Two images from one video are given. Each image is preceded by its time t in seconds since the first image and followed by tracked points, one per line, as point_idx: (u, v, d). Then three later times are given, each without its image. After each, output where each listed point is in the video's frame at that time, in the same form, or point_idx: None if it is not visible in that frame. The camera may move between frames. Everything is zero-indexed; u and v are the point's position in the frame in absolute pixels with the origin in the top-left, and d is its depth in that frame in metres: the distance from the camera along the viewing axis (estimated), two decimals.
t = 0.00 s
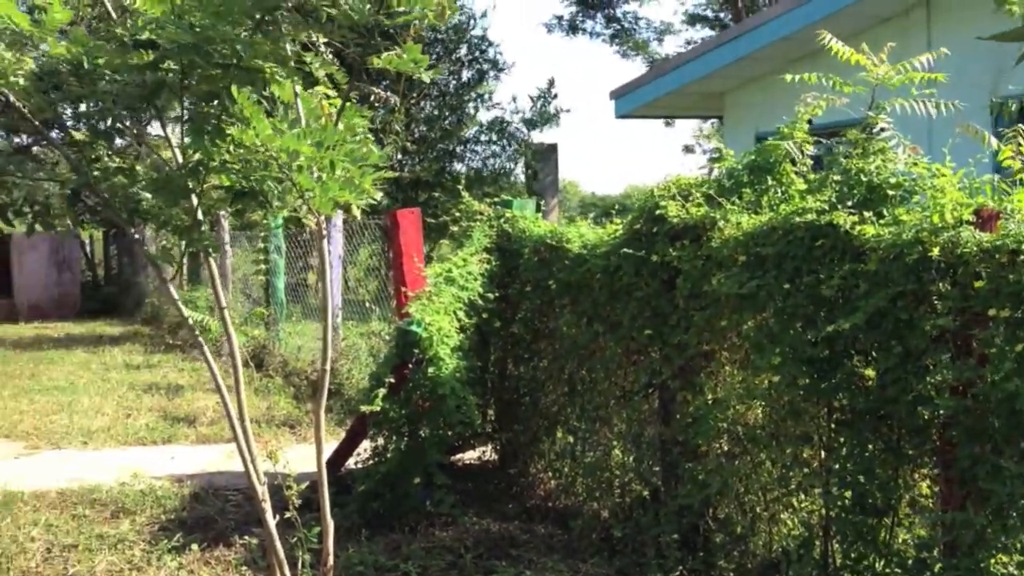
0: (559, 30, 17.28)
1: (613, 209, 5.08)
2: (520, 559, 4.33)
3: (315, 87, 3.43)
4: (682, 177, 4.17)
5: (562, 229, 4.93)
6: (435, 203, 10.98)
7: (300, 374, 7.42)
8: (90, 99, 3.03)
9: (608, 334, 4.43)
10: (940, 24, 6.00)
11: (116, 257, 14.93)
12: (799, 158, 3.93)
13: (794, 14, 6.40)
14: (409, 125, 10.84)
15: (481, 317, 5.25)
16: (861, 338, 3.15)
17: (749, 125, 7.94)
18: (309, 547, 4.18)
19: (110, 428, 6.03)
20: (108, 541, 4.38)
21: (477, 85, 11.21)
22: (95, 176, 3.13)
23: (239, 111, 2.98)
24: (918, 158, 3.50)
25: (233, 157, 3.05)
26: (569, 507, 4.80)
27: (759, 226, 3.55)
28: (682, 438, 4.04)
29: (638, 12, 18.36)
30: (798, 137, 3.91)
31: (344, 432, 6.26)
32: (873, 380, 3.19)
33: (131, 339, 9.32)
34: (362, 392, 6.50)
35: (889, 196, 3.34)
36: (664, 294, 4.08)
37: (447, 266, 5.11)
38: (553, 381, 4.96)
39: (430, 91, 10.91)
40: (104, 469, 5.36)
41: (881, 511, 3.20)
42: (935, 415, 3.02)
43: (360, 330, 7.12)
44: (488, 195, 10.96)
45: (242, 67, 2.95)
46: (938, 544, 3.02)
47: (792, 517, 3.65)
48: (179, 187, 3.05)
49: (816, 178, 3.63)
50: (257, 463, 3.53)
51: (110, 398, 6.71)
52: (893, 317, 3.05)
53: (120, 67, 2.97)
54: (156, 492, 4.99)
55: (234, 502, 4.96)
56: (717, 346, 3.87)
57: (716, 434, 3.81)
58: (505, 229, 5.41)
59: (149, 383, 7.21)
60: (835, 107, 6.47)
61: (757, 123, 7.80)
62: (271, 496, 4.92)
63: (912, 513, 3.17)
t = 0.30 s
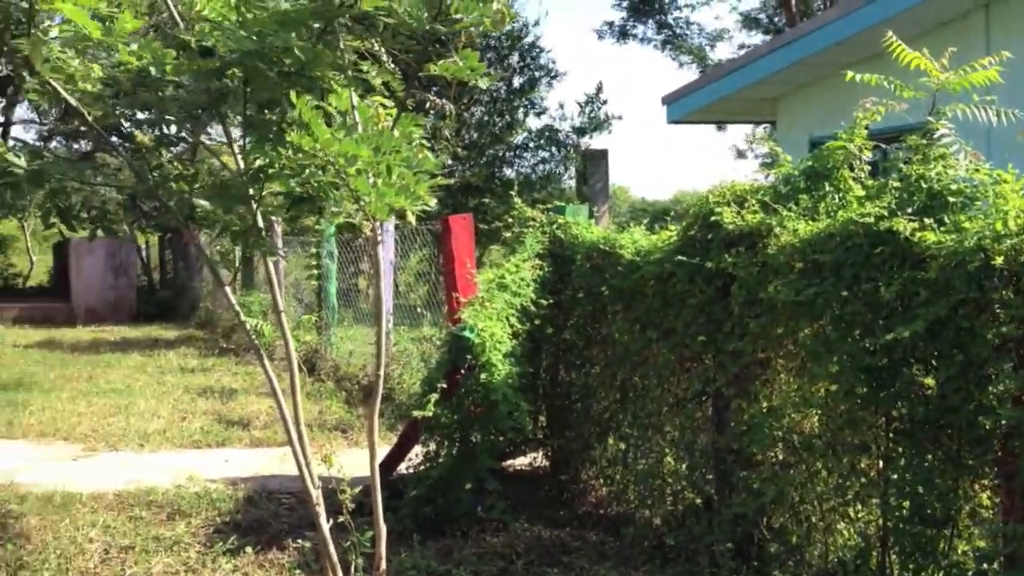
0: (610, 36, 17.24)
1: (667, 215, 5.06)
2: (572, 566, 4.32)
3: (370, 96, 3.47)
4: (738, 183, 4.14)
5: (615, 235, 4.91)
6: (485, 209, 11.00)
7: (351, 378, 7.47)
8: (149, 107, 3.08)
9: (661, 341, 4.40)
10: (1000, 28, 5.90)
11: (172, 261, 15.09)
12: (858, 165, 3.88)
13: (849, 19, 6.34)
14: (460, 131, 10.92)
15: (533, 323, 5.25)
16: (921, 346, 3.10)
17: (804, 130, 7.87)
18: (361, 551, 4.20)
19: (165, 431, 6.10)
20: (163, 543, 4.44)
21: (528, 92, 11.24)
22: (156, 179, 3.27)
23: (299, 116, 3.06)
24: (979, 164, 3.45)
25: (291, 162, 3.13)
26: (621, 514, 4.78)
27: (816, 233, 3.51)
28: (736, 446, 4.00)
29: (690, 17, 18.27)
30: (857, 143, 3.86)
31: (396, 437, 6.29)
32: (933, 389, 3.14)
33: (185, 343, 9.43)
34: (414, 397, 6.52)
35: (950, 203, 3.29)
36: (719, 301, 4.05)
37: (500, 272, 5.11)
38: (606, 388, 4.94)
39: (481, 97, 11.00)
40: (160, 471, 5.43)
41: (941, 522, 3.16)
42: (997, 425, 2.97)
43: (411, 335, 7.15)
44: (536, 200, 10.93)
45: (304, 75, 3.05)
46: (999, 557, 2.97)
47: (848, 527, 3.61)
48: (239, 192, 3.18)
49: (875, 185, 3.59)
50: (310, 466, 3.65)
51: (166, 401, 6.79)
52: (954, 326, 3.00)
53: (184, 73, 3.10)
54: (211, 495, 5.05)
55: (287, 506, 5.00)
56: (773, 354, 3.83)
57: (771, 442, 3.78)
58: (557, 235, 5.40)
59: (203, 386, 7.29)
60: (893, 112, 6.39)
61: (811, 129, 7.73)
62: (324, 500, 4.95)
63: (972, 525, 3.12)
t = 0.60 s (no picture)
0: (666, 42, 17.20)
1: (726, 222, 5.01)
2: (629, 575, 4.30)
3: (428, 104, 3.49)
4: (799, 191, 4.08)
5: (673, 243, 4.88)
6: (540, 216, 11.01)
7: (407, 384, 7.50)
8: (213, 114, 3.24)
9: (719, 350, 4.36)
10: None
11: (229, 268, 15.18)
12: (921, 172, 3.82)
13: (911, 23, 6.26)
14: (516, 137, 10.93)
15: (590, 331, 5.24)
16: (988, 356, 3.05)
17: (865, 136, 7.76)
18: (418, 557, 4.21)
19: (225, 434, 6.18)
20: (223, 546, 4.49)
21: (585, 100, 11.26)
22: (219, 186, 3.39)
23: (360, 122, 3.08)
24: None
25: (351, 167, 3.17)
26: (678, 524, 4.75)
27: (880, 242, 3.46)
28: (795, 457, 3.95)
29: (747, 23, 18.16)
30: (921, 150, 3.79)
31: (452, 443, 6.31)
32: (1000, 401, 3.08)
33: (244, 348, 9.53)
34: (469, 403, 6.54)
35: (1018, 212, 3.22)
36: (779, 309, 4.00)
37: (557, 279, 5.12)
38: (662, 397, 4.91)
39: (537, 103, 11.00)
40: (218, 474, 5.50)
41: (1007, 537, 3.09)
42: None
43: (466, 342, 7.16)
44: (591, 207, 10.90)
45: (366, 84, 3.10)
46: None
47: (911, 540, 3.54)
48: (296, 198, 3.28)
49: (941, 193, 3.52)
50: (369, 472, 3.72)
51: (225, 405, 6.88)
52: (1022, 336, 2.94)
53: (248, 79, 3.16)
54: (270, 499, 5.10)
55: (344, 510, 5.03)
56: (834, 363, 3.77)
57: (832, 453, 3.73)
58: (614, 242, 5.38)
59: (261, 391, 7.37)
60: (959, 118, 6.29)
61: (872, 135, 7.62)
62: (381, 506, 4.98)
63: None
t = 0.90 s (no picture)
0: (733, 50, 17.09)
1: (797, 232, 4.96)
2: None
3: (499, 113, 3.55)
4: (871, 199, 4.03)
5: (742, 252, 4.84)
6: (606, 225, 10.99)
7: (473, 393, 7.53)
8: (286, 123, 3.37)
9: (790, 360, 4.31)
10: None
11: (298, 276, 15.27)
12: (998, 180, 3.82)
13: (988, 27, 6.14)
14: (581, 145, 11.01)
15: (658, 341, 5.21)
16: None
17: (937, 143, 7.62)
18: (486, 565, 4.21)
19: (293, 441, 6.25)
20: (293, 552, 4.53)
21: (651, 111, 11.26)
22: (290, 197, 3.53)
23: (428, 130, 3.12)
24: None
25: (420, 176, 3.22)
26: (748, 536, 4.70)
27: (955, 251, 3.41)
28: (868, 469, 3.88)
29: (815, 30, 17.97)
30: (998, 159, 3.77)
31: (519, 452, 6.32)
32: None
33: (312, 355, 9.65)
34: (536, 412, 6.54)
35: None
36: (852, 318, 3.92)
37: (624, 288, 5.10)
38: (732, 407, 4.86)
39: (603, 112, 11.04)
40: (287, 480, 5.56)
41: None
42: None
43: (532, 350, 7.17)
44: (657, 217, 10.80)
45: (431, 93, 3.12)
46: None
47: (990, 556, 3.44)
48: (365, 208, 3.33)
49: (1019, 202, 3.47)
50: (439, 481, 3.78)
51: (293, 412, 6.96)
52: None
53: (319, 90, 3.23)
54: (338, 505, 5.14)
55: (413, 517, 5.06)
56: (909, 374, 3.68)
57: (907, 466, 3.67)
58: (682, 252, 5.35)
59: (329, 398, 7.44)
60: None
61: (942, 143, 7.49)
62: (449, 514, 5.00)
63: None
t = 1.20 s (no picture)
0: (788, 55, 16.94)
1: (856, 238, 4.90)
2: None
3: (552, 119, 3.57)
4: (933, 205, 3.98)
5: (799, 259, 4.80)
6: (659, 232, 10.94)
7: (526, 400, 7.54)
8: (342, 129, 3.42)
9: (849, 367, 4.25)
10: None
11: (353, 284, 15.33)
12: None
13: None
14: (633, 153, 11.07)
15: (713, 348, 5.17)
16: None
17: (999, 147, 7.47)
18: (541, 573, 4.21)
19: (348, 447, 6.29)
20: (349, 558, 4.56)
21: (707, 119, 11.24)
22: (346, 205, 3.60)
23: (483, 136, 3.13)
24: None
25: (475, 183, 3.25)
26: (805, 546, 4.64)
27: (1019, 257, 3.35)
28: (930, 478, 3.82)
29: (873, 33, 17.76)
30: None
31: (573, 460, 6.31)
32: None
33: (366, 362, 9.71)
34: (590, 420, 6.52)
35: None
36: (912, 326, 3.87)
37: (680, 294, 5.07)
38: (789, 416, 4.81)
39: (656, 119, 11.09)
40: (343, 486, 5.60)
41: None
42: None
43: (586, 358, 7.16)
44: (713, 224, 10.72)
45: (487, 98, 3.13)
46: None
47: None
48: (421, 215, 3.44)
49: None
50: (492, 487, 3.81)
51: (348, 419, 7.00)
52: None
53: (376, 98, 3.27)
54: (393, 512, 5.16)
55: (467, 524, 5.06)
56: (971, 382, 3.61)
57: (969, 476, 3.60)
58: (739, 259, 5.31)
59: (383, 405, 7.48)
60: None
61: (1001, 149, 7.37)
62: (504, 521, 5.00)
63: None
